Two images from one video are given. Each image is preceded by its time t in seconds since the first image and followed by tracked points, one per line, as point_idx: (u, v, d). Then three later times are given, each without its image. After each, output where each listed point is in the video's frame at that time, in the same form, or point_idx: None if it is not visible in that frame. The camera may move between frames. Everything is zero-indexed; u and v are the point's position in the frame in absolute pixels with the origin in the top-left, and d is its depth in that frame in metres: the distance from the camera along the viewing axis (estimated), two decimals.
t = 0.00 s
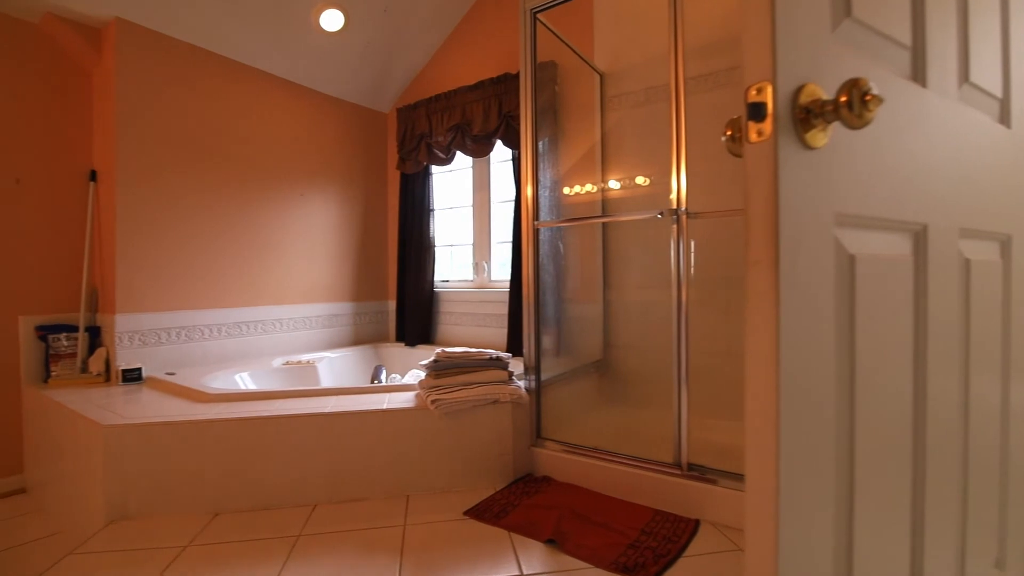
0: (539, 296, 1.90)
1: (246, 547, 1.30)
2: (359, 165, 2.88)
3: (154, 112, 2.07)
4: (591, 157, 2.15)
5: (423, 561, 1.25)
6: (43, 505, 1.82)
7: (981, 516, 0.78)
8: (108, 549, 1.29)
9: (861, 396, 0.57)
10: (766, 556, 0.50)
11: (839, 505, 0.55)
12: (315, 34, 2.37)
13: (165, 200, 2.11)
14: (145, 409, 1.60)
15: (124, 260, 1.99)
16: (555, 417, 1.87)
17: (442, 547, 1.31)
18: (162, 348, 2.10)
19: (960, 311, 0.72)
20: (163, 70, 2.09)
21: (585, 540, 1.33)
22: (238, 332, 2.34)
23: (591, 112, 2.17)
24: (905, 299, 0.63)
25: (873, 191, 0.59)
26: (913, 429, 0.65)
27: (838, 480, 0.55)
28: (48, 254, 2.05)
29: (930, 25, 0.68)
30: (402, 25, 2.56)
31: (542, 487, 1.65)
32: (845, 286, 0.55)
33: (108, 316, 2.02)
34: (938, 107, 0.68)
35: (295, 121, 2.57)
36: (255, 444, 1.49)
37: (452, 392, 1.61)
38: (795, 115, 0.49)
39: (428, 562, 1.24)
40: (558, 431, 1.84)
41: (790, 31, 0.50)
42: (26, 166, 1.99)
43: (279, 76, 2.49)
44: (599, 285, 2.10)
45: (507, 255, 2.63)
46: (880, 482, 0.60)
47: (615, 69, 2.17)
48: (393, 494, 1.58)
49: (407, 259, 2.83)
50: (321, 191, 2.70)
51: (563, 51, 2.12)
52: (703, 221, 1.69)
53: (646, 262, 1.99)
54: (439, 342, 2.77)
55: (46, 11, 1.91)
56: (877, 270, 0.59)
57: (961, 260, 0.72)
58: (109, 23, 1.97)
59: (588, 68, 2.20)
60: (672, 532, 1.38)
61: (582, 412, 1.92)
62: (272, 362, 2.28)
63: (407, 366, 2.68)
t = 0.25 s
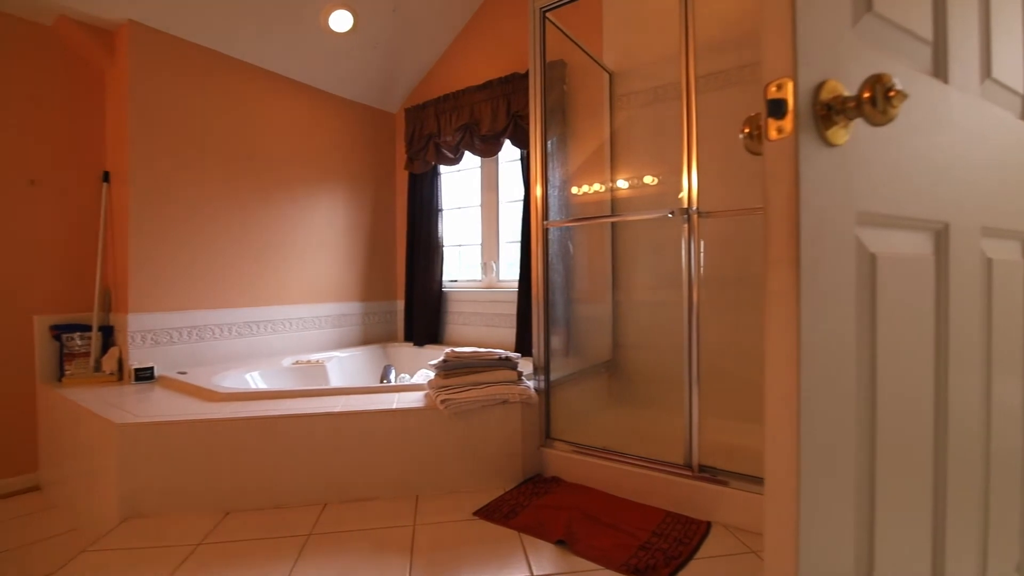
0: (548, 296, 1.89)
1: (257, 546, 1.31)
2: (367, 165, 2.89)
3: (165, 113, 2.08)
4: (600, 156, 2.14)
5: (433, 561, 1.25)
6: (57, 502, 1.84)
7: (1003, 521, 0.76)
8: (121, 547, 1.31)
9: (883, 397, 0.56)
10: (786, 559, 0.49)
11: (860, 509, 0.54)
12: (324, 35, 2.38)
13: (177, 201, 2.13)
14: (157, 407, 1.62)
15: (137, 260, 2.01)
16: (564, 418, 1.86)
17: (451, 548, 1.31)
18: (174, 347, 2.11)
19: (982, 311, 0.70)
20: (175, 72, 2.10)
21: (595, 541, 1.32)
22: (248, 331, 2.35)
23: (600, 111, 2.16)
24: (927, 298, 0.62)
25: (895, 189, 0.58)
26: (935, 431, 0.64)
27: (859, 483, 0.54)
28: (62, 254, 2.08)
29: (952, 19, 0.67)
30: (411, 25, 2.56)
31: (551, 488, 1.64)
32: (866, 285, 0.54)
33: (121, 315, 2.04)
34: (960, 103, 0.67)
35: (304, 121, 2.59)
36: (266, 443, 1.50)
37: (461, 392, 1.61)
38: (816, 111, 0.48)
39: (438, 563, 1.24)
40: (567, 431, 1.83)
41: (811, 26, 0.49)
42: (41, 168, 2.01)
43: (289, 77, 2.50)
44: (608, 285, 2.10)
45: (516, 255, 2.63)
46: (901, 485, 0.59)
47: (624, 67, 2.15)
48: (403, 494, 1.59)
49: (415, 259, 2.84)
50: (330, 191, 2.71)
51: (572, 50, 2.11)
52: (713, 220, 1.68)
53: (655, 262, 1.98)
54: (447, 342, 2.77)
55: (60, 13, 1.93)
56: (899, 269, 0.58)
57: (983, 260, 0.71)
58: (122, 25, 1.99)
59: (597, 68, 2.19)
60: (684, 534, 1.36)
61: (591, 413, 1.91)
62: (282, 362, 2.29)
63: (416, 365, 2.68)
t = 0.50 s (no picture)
0: (558, 296, 1.89)
1: (270, 545, 1.32)
2: (377, 166, 2.90)
3: (178, 116, 2.10)
4: (610, 156, 2.13)
5: (445, 562, 1.25)
6: (73, 500, 1.86)
7: None
8: (136, 545, 1.32)
9: (906, 400, 0.55)
10: (809, 565, 0.48)
11: (883, 514, 0.53)
12: (335, 36, 2.39)
13: (190, 202, 2.15)
14: (171, 407, 1.63)
15: (151, 260, 2.03)
16: (575, 418, 1.85)
17: (462, 548, 1.31)
18: (187, 346, 2.13)
19: (1006, 312, 0.69)
20: (188, 74, 2.12)
21: (607, 543, 1.32)
22: (259, 331, 2.37)
23: (610, 110, 2.15)
24: (950, 299, 0.61)
25: (918, 188, 0.57)
26: (958, 435, 0.62)
27: (881, 487, 0.53)
28: (78, 254, 2.10)
29: (975, 15, 0.66)
30: (420, 26, 2.57)
31: (562, 489, 1.64)
32: (889, 286, 0.53)
33: (135, 316, 2.06)
34: (984, 100, 0.66)
35: (315, 122, 2.60)
36: (278, 442, 1.51)
37: (472, 392, 1.61)
38: (839, 109, 0.48)
39: (449, 563, 1.24)
40: (578, 432, 1.82)
41: (834, 23, 0.48)
42: (56, 170, 2.04)
43: (300, 78, 2.51)
44: (618, 285, 2.09)
45: (525, 255, 2.63)
46: (924, 490, 0.58)
47: (635, 67, 2.14)
48: (414, 494, 1.59)
49: (425, 259, 2.85)
50: (340, 192, 2.73)
51: (583, 49, 2.10)
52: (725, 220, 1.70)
53: (666, 261, 1.97)
54: (457, 342, 2.78)
55: (76, 17, 1.95)
56: (921, 269, 0.57)
57: (1007, 261, 0.70)
58: (136, 29, 2.01)
59: (607, 67, 2.18)
60: (696, 537, 1.35)
61: (601, 413, 1.90)
62: (293, 362, 2.31)
63: (426, 365, 2.69)
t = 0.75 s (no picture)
0: (569, 296, 1.88)
1: (282, 543, 1.32)
2: (386, 166, 2.91)
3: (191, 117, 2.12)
4: (620, 155, 2.12)
5: (456, 561, 1.25)
6: (89, 497, 1.89)
7: None
8: (150, 542, 1.33)
9: (930, 400, 0.54)
10: (831, 567, 0.48)
11: (906, 516, 0.52)
12: (344, 37, 2.40)
13: (203, 202, 2.16)
14: (185, 405, 1.65)
15: (164, 260, 2.05)
16: (585, 418, 1.85)
17: (474, 547, 1.30)
18: (199, 346, 2.15)
19: None
20: (200, 76, 2.14)
21: (618, 544, 1.31)
22: (270, 331, 2.38)
23: (620, 108, 2.14)
24: (975, 297, 0.59)
25: (942, 184, 0.56)
26: (982, 436, 0.61)
27: (905, 488, 0.52)
28: (93, 254, 2.13)
29: (1000, 8, 0.64)
30: (429, 26, 2.57)
31: (572, 489, 1.63)
32: (913, 283, 0.53)
33: (148, 315, 2.09)
34: (1009, 94, 0.64)
35: (325, 123, 2.61)
36: (290, 441, 1.51)
37: (482, 391, 1.61)
38: (863, 103, 0.47)
39: (460, 563, 1.24)
40: (588, 432, 1.82)
41: (857, 15, 0.47)
42: (71, 171, 2.06)
43: (309, 79, 2.53)
44: (629, 285, 2.08)
45: (534, 255, 2.62)
46: (948, 492, 0.57)
47: (645, 65, 2.13)
48: (424, 493, 1.59)
49: (434, 259, 2.85)
50: (350, 192, 2.74)
51: (592, 48, 2.09)
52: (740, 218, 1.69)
53: (677, 260, 1.96)
54: (466, 342, 2.78)
55: (90, 20, 1.98)
56: (946, 267, 0.56)
57: None
58: (150, 31, 2.04)
59: (617, 65, 2.16)
60: (709, 538, 1.34)
61: (612, 413, 1.89)
62: (304, 361, 2.32)
63: (435, 365, 2.69)
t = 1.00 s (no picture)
0: (578, 294, 1.87)
1: (293, 540, 1.33)
2: (395, 165, 2.92)
3: (202, 117, 2.14)
4: (630, 153, 2.11)
5: (466, 560, 1.24)
6: (102, 494, 1.91)
7: None
8: (162, 538, 1.34)
9: (954, 399, 0.53)
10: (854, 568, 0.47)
11: (930, 516, 0.51)
12: (353, 37, 2.41)
13: (214, 202, 2.18)
14: (197, 403, 1.66)
15: (176, 259, 2.07)
16: (595, 418, 1.84)
17: (483, 546, 1.30)
18: (211, 344, 2.17)
19: None
20: (211, 76, 2.16)
21: (629, 544, 1.30)
22: (281, 330, 2.40)
23: (630, 106, 2.12)
24: (1000, 294, 0.58)
25: (966, 178, 0.54)
26: (1008, 437, 0.60)
27: (929, 488, 0.51)
28: (107, 254, 2.15)
29: None
30: (438, 25, 2.57)
31: (582, 489, 1.62)
32: (937, 279, 0.51)
33: (161, 314, 2.11)
34: None
35: (334, 123, 2.62)
36: (301, 439, 1.52)
37: (492, 390, 1.61)
38: (886, 94, 0.46)
39: (471, 561, 1.24)
40: (598, 431, 1.81)
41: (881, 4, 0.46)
42: (86, 171, 2.09)
43: (319, 79, 2.54)
44: (639, 284, 2.06)
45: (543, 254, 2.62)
46: (973, 492, 0.56)
47: (655, 62, 2.11)
48: (434, 492, 1.59)
49: (443, 258, 2.86)
50: (359, 192, 2.75)
51: (602, 45, 2.08)
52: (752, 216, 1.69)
53: (687, 259, 1.95)
54: (474, 341, 2.78)
55: (104, 22, 2.00)
56: (971, 263, 0.54)
57: None
58: (162, 32, 2.05)
59: (627, 62, 2.15)
60: (721, 539, 1.33)
61: (622, 413, 1.88)
62: (314, 359, 2.33)
63: (444, 364, 2.69)
